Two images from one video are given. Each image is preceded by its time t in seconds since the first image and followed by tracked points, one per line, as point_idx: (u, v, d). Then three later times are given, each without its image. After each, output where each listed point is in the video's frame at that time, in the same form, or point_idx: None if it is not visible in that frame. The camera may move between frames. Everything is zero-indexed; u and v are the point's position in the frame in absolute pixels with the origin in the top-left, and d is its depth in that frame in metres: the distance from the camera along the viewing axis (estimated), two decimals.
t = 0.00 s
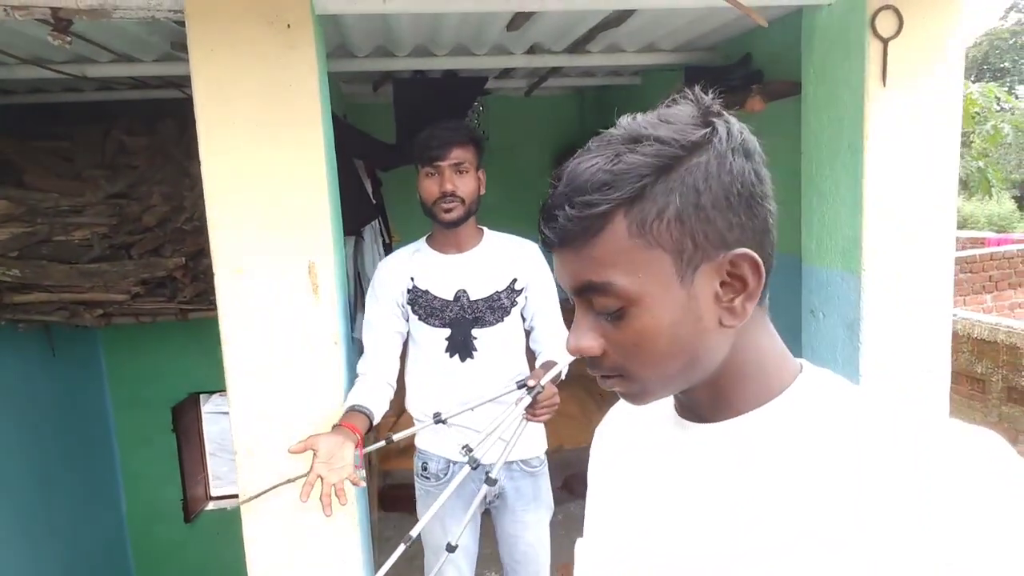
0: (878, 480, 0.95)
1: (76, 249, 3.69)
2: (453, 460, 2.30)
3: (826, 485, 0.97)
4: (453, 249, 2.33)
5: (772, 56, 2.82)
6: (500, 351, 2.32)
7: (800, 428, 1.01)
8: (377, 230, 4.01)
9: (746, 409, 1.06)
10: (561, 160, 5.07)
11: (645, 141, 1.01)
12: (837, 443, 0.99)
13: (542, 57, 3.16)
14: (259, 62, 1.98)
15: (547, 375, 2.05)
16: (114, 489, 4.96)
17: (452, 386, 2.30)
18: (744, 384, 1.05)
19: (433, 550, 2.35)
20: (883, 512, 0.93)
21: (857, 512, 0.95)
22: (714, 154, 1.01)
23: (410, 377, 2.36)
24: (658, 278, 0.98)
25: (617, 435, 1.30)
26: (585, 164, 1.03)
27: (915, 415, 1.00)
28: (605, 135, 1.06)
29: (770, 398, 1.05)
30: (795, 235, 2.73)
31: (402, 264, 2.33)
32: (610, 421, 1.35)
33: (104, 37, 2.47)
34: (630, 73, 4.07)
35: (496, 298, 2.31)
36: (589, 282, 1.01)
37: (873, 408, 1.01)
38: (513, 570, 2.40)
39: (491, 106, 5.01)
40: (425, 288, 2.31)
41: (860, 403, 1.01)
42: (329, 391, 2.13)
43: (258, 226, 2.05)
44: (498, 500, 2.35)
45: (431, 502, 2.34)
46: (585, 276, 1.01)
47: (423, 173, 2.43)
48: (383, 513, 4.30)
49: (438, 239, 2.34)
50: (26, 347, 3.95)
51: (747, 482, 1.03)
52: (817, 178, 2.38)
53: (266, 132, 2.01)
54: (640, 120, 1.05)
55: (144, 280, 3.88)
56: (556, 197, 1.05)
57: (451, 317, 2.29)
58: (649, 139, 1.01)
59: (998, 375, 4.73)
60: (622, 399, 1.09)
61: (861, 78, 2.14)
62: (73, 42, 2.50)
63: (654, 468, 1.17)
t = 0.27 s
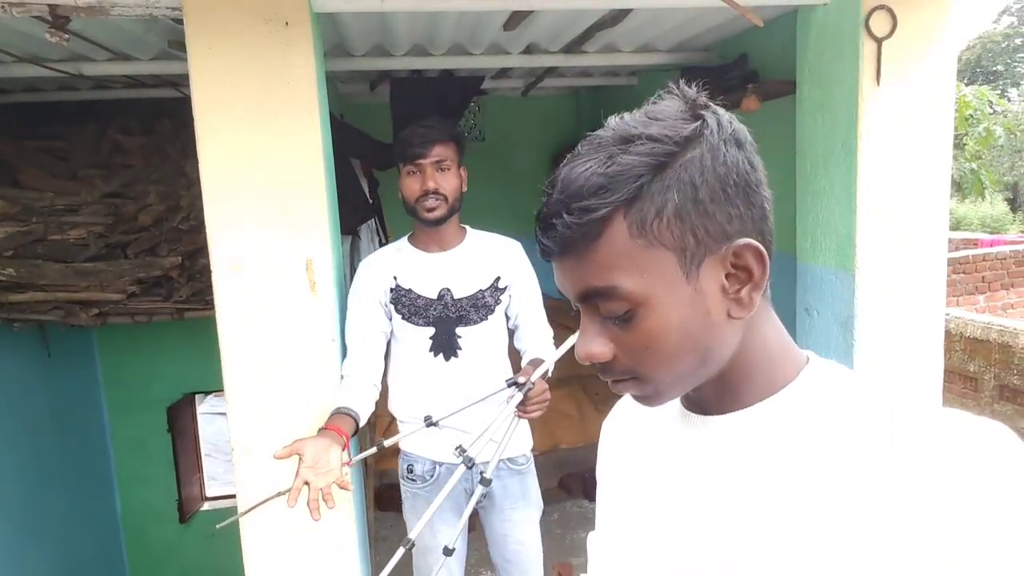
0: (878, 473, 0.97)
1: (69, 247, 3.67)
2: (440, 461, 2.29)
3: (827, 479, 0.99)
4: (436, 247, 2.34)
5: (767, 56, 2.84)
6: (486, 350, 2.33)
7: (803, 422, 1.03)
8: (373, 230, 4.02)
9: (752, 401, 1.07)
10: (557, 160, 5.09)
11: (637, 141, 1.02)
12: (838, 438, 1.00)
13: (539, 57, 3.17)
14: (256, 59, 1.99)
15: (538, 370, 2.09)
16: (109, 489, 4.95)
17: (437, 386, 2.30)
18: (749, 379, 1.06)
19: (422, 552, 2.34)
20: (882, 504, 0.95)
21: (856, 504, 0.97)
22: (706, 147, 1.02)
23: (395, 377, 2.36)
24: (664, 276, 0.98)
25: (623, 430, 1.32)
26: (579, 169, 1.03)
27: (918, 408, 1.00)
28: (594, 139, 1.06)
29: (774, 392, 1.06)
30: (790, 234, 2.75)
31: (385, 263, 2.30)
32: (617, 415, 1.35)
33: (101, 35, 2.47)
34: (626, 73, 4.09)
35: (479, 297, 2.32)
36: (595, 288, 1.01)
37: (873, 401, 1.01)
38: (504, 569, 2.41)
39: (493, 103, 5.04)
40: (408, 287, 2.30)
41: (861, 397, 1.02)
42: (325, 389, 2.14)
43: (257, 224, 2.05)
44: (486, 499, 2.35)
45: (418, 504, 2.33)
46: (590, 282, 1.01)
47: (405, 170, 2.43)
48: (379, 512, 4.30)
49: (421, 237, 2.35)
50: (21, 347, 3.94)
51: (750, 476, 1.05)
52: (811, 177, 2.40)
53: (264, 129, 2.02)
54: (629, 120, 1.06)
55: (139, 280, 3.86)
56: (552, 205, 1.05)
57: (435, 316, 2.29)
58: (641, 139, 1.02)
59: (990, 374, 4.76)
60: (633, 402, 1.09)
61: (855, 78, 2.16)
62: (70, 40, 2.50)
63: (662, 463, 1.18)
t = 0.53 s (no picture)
0: (884, 477, 0.92)
1: (64, 248, 3.63)
2: (434, 470, 2.24)
3: (830, 483, 0.95)
4: (428, 251, 2.27)
5: (770, 56, 2.82)
6: (481, 354, 2.28)
7: (806, 426, 0.99)
8: (371, 230, 3.98)
9: (758, 403, 1.03)
10: (556, 161, 5.06)
11: (642, 140, 0.99)
12: (842, 441, 0.96)
13: (540, 57, 3.14)
14: (254, 56, 1.95)
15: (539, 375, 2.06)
16: (104, 493, 4.90)
17: (431, 392, 2.24)
18: (753, 381, 1.02)
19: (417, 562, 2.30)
20: (887, 510, 0.91)
21: (860, 509, 0.92)
22: (711, 145, 1.00)
23: (387, 384, 2.29)
24: (676, 275, 0.94)
25: (625, 432, 1.29)
26: (585, 171, 0.99)
27: (927, 410, 0.95)
28: (595, 141, 1.03)
29: (779, 395, 1.02)
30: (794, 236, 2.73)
31: (378, 266, 2.23)
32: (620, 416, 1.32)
33: (96, 33, 2.44)
34: (626, 73, 4.06)
35: (473, 301, 2.27)
36: (607, 291, 0.96)
37: (879, 404, 0.97)
38: None
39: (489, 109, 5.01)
40: (400, 291, 2.24)
41: (867, 400, 0.98)
42: (325, 391, 2.10)
43: (256, 227, 2.02)
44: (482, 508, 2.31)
45: (412, 514, 2.28)
46: (599, 285, 0.97)
47: (398, 174, 2.38)
48: (378, 515, 4.27)
49: (412, 240, 2.28)
50: (15, 350, 3.89)
51: (753, 482, 1.01)
52: (816, 178, 2.37)
53: (263, 130, 1.98)
54: (630, 121, 1.03)
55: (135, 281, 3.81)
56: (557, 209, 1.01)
57: (428, 321, 2.23)
58: (645, 138, 0.99)
59: (993, 375, 4.75)
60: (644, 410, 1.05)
61: (861, 78, 2.14)
62: (65, 39, 2.46)
63: (665, 468, 1.15)
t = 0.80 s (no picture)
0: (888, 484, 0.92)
1: (60, 250, 3.60)
2: (444, 480, 2.20)
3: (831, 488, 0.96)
4: (441, 255, 2.26)
5: (777, 55, 2.77)
6: (494, 360, 2.25)
7: (802, 432, 0.99)
8: (373, 232, 3.93)
9: (750, 410, 1.02)
10: (559, 161, 5.01)
11: (627, 148, 0.95)
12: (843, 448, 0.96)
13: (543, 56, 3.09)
14: (252, 54, 1.90)
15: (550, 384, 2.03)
16: (102, 496, 4.85)
17: (441, 398, 2.21)
18: (746, 386, 1.01)
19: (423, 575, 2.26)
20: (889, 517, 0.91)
21: (845, 502, 0.94)
22: (697, 151, 0.97)
23: (395, 391, 2.25)
24: (666, 283, 0.91)
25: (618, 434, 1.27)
26: (571, 181, 0.96)
27: (934, 415, 0.95)
28: (579, 149, 1.00)
29: (770, 401, 1.01)
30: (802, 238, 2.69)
31: (388, 269, 2.23)
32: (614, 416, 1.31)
33: (91, 31, 2.39)
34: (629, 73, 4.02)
35: (485, 305, 2.25)
36: (596, 299, 0.93)
37: (885, 409, 0.97)
38: None
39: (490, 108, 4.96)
40: (411, 294, 2.22)
41: (873, 408, 0.97)
42: (325, 396, 2.06)
43: (255, 229, 1.97)
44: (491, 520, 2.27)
45: (419, 526, 2.24)
46: (589, 294, 0.93)
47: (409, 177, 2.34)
48: (378, 520, 4.22)
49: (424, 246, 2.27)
50: (11, 352, 3.84)
51: (750, 486, 1.01)
52: (826, 179, 2.32)
53: (262, 129, 1.93)
54: (615, 129, 1.00)
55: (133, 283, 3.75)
56: (544, 219, 0.97)
57: (439, 324, 2.21)
58: (631, 145, 0.95)
59: (1003, 379, 4.70)
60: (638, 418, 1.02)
61: (874, 77, 2.09)
62: (59, 36, 2.41)
63: (659, 470, 1.14)
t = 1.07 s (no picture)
0: (885, 484, 0.91)
1: (63, 249, 3.58)
2: (464, 476, 2.17)
3: (825, 489, 0.94)
4: (475, 254, 2.23)
5: (789, 55, 2.73)
6: (522, 362, 2.23)
7: (794, 432, 0.98)
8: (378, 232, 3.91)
9: (737, 409, 1.02)
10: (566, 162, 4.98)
11: (633, 132, 0.96)
12: (838, 447, 0.95)
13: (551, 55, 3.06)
14: (259, 51, 1.88)
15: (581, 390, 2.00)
16: (105, 496, 4.84)
17: (468, 397, 2.18)
18: (736, 387, 1.01)
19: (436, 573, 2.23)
20: (884, 517, 0.90)
21: (846, 503, 0.92)
22: (699, 143, 0.99)
23: (421, 387, 2.23)
24: (671, 265, 0.91)
25: (608, 438, 1.25)
26: (577, 162, 0.96)
27: (938, 417, 0.94)
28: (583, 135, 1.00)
29: (758, 401, 1.01)
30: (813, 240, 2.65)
31: (419, 265, 2.21)
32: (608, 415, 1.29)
33: (96, 27, 2.37)
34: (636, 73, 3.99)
35: (515, 307, 2.21)
36: (599, 280, 0.91)
37: (893, 412, 0.96)
38: None
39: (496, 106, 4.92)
40: (441, 291, 2.19)
41: (876, 410, 0.96)
42: (331, 399, 2.02)
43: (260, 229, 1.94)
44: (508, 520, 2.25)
45: (436, 522, 2.21)
46: (592, 275, 0.91)
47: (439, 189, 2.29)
48: (382, 522, 4.19)
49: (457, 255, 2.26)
50: (14, 351, 3.82)
51: (740, 487, 1.00)
52: (839, 181, 2.28)
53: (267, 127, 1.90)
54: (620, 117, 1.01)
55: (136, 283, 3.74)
56: (547, 199, 0.96)
57: (467, 323, 2.18)
58: (637, 130, 0.97)
59: (1016, 385, 4.65)
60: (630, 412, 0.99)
61: (889, 78, 2.06)
62: (63, 32, 2.39)
63: (649, 472, 1.12)
